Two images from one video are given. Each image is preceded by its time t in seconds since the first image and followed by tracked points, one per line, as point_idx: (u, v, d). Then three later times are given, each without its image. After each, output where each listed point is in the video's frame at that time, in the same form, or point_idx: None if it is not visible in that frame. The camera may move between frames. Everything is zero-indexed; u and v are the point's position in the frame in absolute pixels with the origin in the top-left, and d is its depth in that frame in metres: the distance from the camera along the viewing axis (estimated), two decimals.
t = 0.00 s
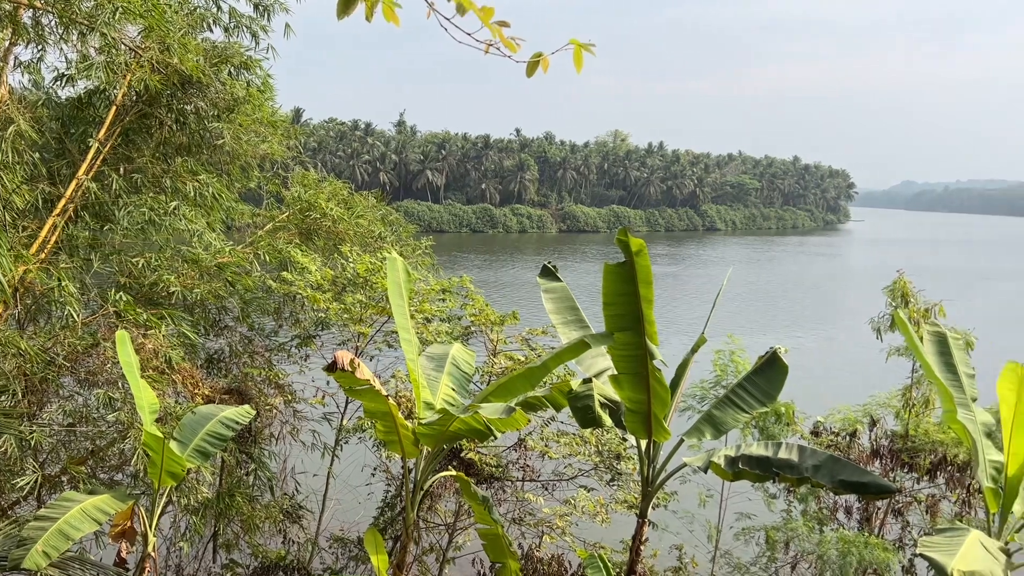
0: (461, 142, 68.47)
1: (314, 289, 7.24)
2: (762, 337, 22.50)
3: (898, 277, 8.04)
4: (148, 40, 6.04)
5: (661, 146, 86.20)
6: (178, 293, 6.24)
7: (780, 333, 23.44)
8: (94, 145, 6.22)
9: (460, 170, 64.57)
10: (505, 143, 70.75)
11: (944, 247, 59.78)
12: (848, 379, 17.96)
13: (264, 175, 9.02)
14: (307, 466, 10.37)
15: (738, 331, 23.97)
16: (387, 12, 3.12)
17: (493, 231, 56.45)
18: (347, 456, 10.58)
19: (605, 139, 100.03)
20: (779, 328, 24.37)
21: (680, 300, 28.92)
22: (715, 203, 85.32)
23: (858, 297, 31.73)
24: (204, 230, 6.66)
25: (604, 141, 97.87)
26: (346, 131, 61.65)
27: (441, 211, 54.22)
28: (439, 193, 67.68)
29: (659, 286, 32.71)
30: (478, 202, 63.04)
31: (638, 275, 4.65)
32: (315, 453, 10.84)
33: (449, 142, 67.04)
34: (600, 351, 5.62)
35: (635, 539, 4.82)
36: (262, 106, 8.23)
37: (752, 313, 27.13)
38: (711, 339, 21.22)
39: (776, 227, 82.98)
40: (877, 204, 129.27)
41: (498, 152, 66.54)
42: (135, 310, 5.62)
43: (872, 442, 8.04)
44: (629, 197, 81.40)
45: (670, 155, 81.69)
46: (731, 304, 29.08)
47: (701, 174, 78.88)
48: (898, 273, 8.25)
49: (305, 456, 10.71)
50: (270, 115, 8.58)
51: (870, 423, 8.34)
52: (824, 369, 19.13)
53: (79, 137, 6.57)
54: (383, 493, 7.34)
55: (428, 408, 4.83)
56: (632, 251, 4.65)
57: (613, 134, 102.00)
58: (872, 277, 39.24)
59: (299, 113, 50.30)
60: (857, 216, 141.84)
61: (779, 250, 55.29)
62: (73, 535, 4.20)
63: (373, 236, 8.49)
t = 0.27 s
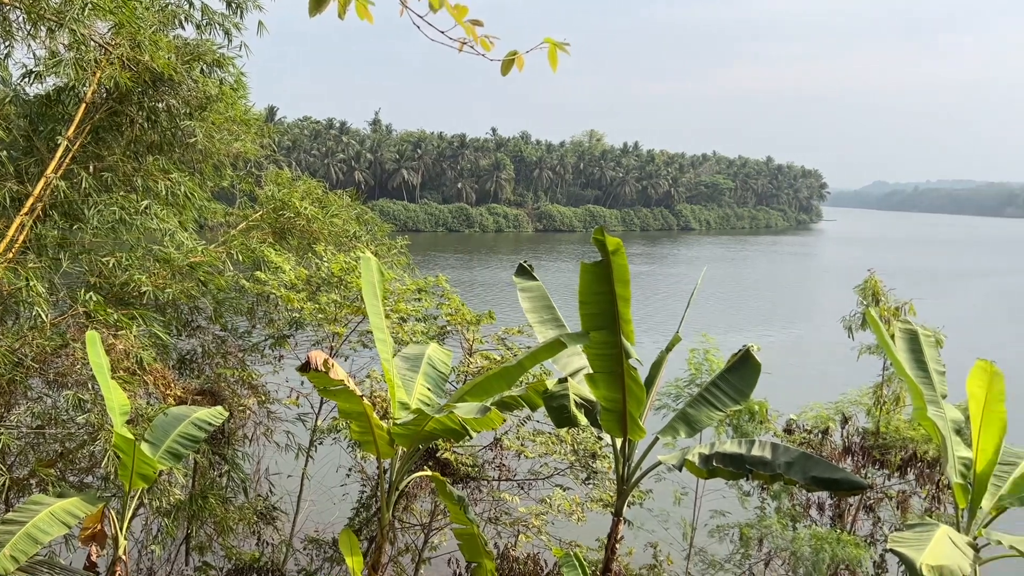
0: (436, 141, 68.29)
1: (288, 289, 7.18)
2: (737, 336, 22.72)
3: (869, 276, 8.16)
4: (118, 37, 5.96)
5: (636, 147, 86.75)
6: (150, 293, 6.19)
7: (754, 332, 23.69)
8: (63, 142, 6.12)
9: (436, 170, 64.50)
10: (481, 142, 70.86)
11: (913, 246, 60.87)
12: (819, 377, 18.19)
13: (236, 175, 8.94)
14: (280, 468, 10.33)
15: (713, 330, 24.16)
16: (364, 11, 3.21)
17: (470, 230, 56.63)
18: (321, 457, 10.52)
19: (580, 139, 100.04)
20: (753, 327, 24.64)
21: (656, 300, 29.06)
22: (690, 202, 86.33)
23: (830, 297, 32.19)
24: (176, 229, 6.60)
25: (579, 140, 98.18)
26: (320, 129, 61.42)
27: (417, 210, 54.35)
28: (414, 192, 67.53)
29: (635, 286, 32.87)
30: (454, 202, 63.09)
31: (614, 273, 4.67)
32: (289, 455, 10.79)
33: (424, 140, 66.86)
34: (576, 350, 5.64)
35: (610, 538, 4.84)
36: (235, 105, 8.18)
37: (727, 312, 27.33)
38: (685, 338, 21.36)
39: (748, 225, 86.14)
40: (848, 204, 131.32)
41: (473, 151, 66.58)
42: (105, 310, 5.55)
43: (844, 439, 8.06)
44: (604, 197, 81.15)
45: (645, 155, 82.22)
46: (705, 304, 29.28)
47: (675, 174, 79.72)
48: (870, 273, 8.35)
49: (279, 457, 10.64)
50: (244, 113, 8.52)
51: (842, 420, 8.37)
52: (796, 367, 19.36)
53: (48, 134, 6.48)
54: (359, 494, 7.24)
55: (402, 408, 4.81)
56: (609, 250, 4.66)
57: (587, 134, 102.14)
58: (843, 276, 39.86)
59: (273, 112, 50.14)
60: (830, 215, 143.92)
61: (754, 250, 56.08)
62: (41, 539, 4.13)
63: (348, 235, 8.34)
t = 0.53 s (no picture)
0: (410, 140, 68.17)
1: (260, 288, 7.10)
2: (711, 335, 22.90)
3: (840, 275, 8.18)
4: (86, 33, 5.88)
5: (611, 146, 87.23)
6: (119, 293, 6.14)
7: (728, 333, 23.89)
8: (30, 140, 6.03)
9: (410, 169, 64.40)
10: (454, 141, 71.05)
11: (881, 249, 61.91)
12: (790, 377, 18.40)
13: (207, 173, 8.85)
14: (253, 470, 10.30)
15: (687, 330, 24.31)
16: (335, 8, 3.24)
17: (445, 229, 56.62)
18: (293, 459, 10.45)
19: (554, 139, 100.04)
20: (726, 327, 24.87)
21: (631, 300, 29.19)
22: (664, 202, 87.39)
23: (801, 297, 32.73)
24: (146, 229, 6.52)
25: (554, 140, 98.58)
26: (293, 128, 61.21)
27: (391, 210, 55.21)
28: (389, 191, 67.38)
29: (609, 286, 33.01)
30: (429, 201, 63.12)
31: (589, 273, 4.67)
32: (261, 456, 10.74)
33: (398, 139, 66.73)
34: (550, 349, 5.64)
35: (585, 535, 4.86)
36: (206, 102, 8.12)
37: (701, 312, 27.54)
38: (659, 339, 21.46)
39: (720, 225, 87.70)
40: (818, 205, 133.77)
41: (448, 150, 66.64)
42: (73, 311, 5.46)
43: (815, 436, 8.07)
44: (579, 196, 81.24)
45: (619, 155, 82.62)
46: (680, 304, 29.44)
47: (649, 174, 80.45)
48: (840, 271, 8.39)
49: (251, 459, 10.55)
50: (214, 111, 8.50)
51: (813, 417, 8.47)
52: (767, 367, 19.57)
53: (15, 132, 6.41)
54: (332, 495, 7.15)
55: (376, 408, 4.79)
56: (584, 250, 4.67)
57: (562, 134, 102.25)
58: (813, 277, 40.44)
59: (244, 110, 49.95)
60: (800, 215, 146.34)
61: (726, 249, 56.95)
62: (7, 543, 4.06)
63: (321, 234, 8.27)
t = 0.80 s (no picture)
0: (384, 138, 67.99)
1: (231, 288, 7.04)
2: (684, 335, 23.12)
3: (811, 273, 8.22)
4: (53, 30, 5.81)
5: (586, 145, 87.84)
6: (87, 293, 6.06)
7: (701, 332, 24.13)
8: None
9: (385, 168, 64.30)
10: (429, 141, 71.19)
11: (851, 249, 62.94)
12: (762, 376, 18.63)
13: (178, 172, 8.77)
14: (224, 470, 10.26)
15: (661, 329, 24.50)
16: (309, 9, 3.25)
17: (418, 228, 58.18)
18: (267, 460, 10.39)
19: (529, 138, 100.25)
20: (699, 327, 25.12)
21: (606, 300, 29.35)
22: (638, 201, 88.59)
23: (773, 296, 33.27)
24: (115, 228, 6.44)
25: (528, 139, 98.98)
26: (265, 126, 60.88)
27: (365, 209, 55.90)
28: (363, 190, 67.21)
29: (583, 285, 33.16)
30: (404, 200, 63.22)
31: (563, 272, 4.68)
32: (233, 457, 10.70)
33: (372, 138, 66.62)
34: (525, 348, 5.64)
35: (559, 535, 4.87)
36: (176, 100, 8.04)
37: (674, 311, 27.76)
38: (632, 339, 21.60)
39: (693, 225, 89.30)
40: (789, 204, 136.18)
41: (422, 149, 66.68)
42: (40, 311, 5.37)
43: (787, 433, 8.15)
44: (554, 196, 81.41)
45: (594, 155, 83.17)
46: (654, 303, 29.66)
47: (623, 173, 81.36)
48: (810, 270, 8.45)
49: (224, 460, 10.48)
50: (185, 109, 8.46)
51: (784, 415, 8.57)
52: (739, 366, 19.79)
53: None
54: (305, 496, 7.10)
55: (349, 409, 4.77)
56: (558, 249, 4.67)
57: (536, 133, 102.45)
58: (784, 276, 41.00)
59: (216, 108, 49.68)
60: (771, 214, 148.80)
61: (699, 248, 57.82)
62: None
63: (294, 232, 8.25)
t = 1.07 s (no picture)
0: (357, 137, 67.75)
1: (201, 287, 6.98)
2: (657, 334, 23.37)
3: (781, 272, 8.33)
4: (18, 25, 5.68)
5: (559, 145, 88.62)
6: (54, 294, 5.95)
7: (674, 332, 24.42)
8: None
9: (358, 166, 64.13)
10: (403, 139, 71.21)
11: (819, 250, 64.15)
12: (733, 374, 18.90)
13: (146, 171, 8.68)
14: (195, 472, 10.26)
15: (635, 328, 24.72)
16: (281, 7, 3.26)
17: (393, 228, 59.33)
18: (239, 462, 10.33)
19: (504, 138, 100.43)
20: (671, 326, 25.41)
21: (580, 300, 29.54)
22: (611, 201, 90.07)
23: (745, 295, 33.81)
24: (82, 227, 6.33)
25: (503, 139, 99.21)
26: (237, 124, 60.31)
27: (339, 208, 56.13)
28: (335, 189, 66.84)
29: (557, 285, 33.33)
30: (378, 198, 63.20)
31: (537, 271, 4.69)
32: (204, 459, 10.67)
33: (345, 136, 66.47)
34: (500, 348, 5.61)
35: (534, 534, 4.86)
36: (145, 98, 7.97)
37: (647, 310, 28.03)
38: (604, 339, 21.76)
39: (665, 225, 91.28)
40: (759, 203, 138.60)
41: (396, 148, 66.67)
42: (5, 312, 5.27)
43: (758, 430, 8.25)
44: (528, 195, 81.81)
45: (567, 155, 83.95)
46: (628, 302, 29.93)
47: (597, 173, 82.42)
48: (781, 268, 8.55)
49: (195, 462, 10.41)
50: (154, 107, 8.35)
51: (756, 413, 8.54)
52: (710, 364, 20.05)
53: None
54: (278, 498, 7.04)
55: (322, 410, 4.74)
56: (532, 248, 4.68)
57: (510, 132, 102.75)
58: (754, 276, 41.65)
59: (186, 105, 49.17)
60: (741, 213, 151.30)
61: (671, 248, 58.66)
62: None
63: (265, 232, 8.21)
